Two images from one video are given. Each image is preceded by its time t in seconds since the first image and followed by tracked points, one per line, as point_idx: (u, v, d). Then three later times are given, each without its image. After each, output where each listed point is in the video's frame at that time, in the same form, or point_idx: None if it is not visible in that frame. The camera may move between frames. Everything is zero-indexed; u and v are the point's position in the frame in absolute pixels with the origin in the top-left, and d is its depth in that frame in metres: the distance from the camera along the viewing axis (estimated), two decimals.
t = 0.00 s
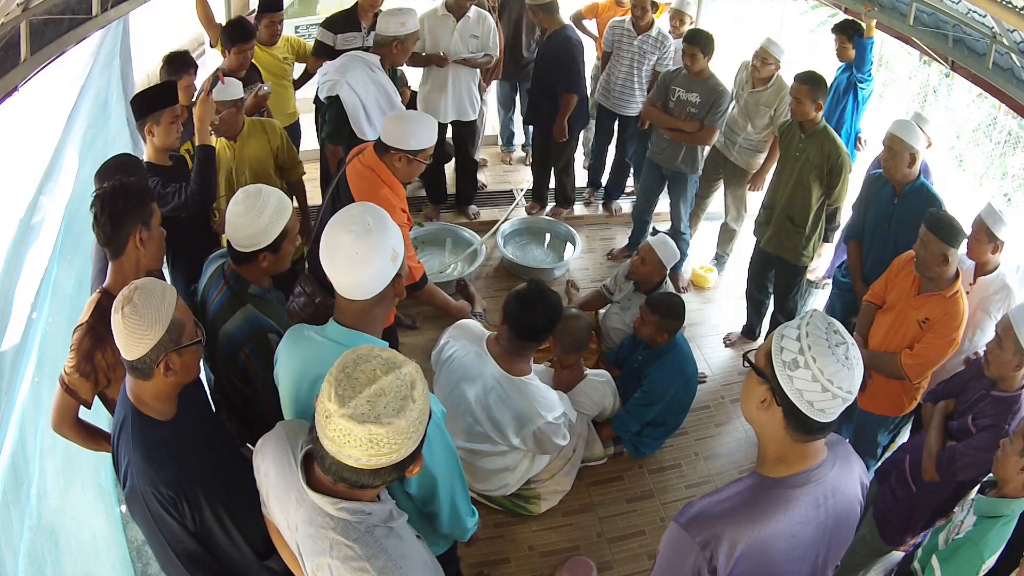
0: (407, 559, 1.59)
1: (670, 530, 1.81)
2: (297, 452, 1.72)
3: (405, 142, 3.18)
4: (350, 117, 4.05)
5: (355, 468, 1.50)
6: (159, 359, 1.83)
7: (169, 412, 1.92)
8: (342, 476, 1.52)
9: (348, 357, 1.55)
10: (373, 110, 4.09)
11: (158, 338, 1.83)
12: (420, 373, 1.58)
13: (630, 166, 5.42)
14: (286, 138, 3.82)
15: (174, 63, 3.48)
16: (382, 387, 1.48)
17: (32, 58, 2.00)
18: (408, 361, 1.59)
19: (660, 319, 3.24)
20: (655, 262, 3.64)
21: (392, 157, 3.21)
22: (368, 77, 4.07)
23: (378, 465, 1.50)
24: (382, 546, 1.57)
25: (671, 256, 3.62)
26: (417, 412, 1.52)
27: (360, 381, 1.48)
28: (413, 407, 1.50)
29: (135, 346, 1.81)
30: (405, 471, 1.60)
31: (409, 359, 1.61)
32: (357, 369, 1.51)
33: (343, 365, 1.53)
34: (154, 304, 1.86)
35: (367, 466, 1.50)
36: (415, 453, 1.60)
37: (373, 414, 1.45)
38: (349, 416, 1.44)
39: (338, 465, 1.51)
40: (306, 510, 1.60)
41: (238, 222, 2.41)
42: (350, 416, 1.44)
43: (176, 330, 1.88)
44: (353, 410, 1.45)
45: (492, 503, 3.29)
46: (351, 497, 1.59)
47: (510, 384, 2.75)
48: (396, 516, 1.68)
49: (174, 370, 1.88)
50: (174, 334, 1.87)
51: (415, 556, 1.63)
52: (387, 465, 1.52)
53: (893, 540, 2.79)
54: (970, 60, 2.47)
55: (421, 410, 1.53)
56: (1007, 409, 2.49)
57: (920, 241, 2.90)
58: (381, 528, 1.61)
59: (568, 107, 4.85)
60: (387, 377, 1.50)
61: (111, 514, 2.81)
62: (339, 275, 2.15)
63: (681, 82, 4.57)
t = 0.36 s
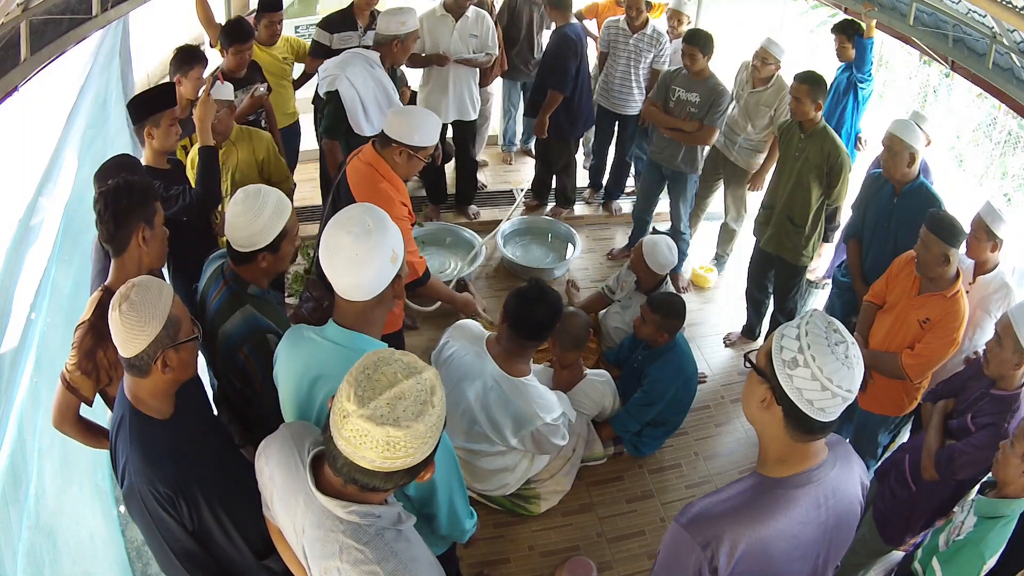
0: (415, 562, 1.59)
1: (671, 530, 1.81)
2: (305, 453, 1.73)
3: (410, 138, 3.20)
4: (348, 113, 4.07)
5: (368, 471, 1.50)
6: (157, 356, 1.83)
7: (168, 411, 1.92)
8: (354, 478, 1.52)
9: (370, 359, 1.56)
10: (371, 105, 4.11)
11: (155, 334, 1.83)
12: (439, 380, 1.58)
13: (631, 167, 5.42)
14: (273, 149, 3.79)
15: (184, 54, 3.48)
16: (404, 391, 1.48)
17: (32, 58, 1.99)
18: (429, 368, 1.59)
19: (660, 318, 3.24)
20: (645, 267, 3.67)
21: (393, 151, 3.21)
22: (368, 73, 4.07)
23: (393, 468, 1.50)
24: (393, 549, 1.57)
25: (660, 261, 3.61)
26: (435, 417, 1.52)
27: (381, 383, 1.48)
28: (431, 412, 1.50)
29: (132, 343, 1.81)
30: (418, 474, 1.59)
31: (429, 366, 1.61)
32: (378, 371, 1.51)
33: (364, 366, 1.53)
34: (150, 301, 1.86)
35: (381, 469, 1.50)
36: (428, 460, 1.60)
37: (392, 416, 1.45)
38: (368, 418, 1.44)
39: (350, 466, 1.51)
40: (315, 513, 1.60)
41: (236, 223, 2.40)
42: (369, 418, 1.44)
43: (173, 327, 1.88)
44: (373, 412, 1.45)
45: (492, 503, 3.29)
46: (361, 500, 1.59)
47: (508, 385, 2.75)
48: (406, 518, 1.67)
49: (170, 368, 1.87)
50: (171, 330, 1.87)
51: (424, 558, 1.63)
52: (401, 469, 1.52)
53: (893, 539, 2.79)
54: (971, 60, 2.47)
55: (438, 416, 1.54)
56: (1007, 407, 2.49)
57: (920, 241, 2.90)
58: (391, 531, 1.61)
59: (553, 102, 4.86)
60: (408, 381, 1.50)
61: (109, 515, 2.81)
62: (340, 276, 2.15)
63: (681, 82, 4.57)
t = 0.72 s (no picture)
0: (417, 565, 1.59)
1: (671, 530, 1.80)
2: (307, 456, 1.73)
3: (421, 137, 3.20)
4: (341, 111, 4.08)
5: (367, 471, 1.50)
6: (154, 353, 1.83)
7: (165, 409, 1.92)
8: (353, 478, 1.52)
9: (384, 359, 1.57)
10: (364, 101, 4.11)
11: (151, 332, 1.82)
12: (450, 389, 1.57)
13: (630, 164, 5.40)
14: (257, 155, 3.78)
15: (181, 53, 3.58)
16: (411, 393, 1.48)
17: (32, 58, 1.99)
18: (442, 375, 1.58)
19: (660, 318, 3.24)
20: (643, 268, 3.68)
21: (401, 150, 3.20)
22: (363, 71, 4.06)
23: (391, 471, 1.50)
24: (395, 554, 1.57)
25: (659, 260, 3.61)
26: (439, 424, 1.51)
27: (389, 383, 1.49)
28: (436, 419, 1.49)
29: (129, 341, 1.81)
30: (420, 479, 1.58)
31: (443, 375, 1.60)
32: (388, 372, 1.51)
33: (375, 366, 1.54)
34: (146, 298, 1.86)
35: (380, 470, 1.49)
36: (429, 469, 1.59)
37: (396, 417, 1.45)
38: (372, 415, 1.45)
39: (350, 466, 1.51)
40: (316, 516, 1.60)
41: (234, 225, 2.39)
42: (372, 416, 1.45)
43: (169, 324, 1.88)
44: (377, 410, 1.45)
45: (491, 503, 3.29)
46: (362, 504, 1.59)
47: (508, 385, 2.75)
48: (407, 521, 1.67)
49: (167, 365, 1.87)
50: (167, 328, 1.87)
51: (426, 562, 1.63)
52: (400, 473, 1.51)
53: (893, 540, 2.80)
54: (971, 60, 2.47)
55: (443, 424, 1.52)
56: (1006, 407, 2.49)
57: (920, 241, 2.90)
58: (392, 535, 1.60)
59: (553, 95, 4.91)
60: (417, 385, 1.50)
61: (107, 515, 2.80)
62: (341, 276, 2.15)
63: (682, 81, 4.57)
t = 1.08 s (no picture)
0: (417, 567, 1.58)
1: (675, 531, 1.80)
2: (306, 457, 1.72)
3: (416, 133, 3.21)
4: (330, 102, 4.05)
5: (366, 474, 1.50)
6: (148, 357, 1.84)
7: (159, 412, 1.91)
8: (351, 480, 1.52)
9: (383, 361, 1.57)
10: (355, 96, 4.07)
11: (144, 334, 1.84)
12: (449, 392, 1.56)
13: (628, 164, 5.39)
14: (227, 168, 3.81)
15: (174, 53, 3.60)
16: (410, 396, 1.48)
17: (32, 58, 1.99)
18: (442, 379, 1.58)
19: (660, 318, 3.24)
20: (652, 262, 3.65)
21: (400, 147, 3.21)
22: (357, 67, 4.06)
23: (390, 474, 1.49)
24: (395, 555, 1.56)
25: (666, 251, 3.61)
26: (438, 428, 1.50)
27: (388, 386, 1.48)
28: (435, 422, 1.49)
29: (122, 349, 1.81)
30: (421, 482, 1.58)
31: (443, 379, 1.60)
32: (386, 375, 1.51)
33: (374, 368, 1.53)
34: (135, 304, 1.86)
35: (378, 473, 1.49)
36: (428, 472, 1.58)
37: (394, 420, 1.45)
38: (370, 418, 1.45)
39: (348, 468, 1.51)
40: (316, 517, 1.60)
41: (231, 224, 2.39)
42: (371, 418, 1.45)
43: (161, 326, 1.89)
44: (376, 413, 1.45)
45: (491, 503, 3.29)
46: (362, 505, 1.59)
47: (508, 384, 2.75)
48: (407, 522, 1.66)
49: (161, 367, 1.88)
50: (159, 331, 1.88)
51: (426, 563, 1.63)
52: (399, 476, 1.51)
53: (893, 539, 2.80)
54: (971, 60, 2.47)
55: (442, 427, 1.52)
56: (1006, 405, 2.49)
57: (921, 241, 2.90)
58: (392, 536, 1.60)
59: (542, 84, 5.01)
60: (416, 388, 1.50)
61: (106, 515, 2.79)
62: (340, 275, 2.15)
63: (681, 81, 4.59)
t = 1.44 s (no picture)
0: (415, 568, 1.59)
1: (676, 531, 1.81)
2: (305, 459, 1.73)
3: (411, 129, 3.21)
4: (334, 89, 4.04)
5: (363, 475, 1.50)
6: (133, 382, 1.81)
7: (152, 434, 1.89)
8: (348, 482, 1.51)
9: (373, 362, 1.56)
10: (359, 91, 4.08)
11: (127, 362, 1.80)
12: (441, 390, 1.56)
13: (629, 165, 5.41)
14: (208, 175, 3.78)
15: (176, 53, 3.61)
16: (403, 396, 1.48)
17: (32, 58, 1.98)
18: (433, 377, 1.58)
19: (661, 318, 3.24)
20: (657, 260, 3.64)
21: (394, 144, 3.20)
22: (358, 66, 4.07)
23: (385, 474, 1.49)
24: (392, 556, 1.57)
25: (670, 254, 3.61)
26: (432, 426, 1.50)
27: (380, 386, 1.48)
28: (428, 421, 1.49)
29: (106, 374, 1.78)
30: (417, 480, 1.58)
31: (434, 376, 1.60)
32: (379, 376, 1.51)
33: (366, 370, 1.53)
34: (118, 328, 1.83)
35: (374, 474, 1.49)
36: (424, 472, 1.59)
37: (389, 421, 1.44)
38: (364, 420, 1.44)
39: (345, 470, 1.51)
40: (314, 519, 1.60)
41: (233, 223, 2.38)
42: (364, 421, 1.44)
43: (145, 348, 1.86)
44: (369, 415, 1.45)
45: (492, 504, 3.29)
46: (358, 506, 1.58)
47: (510, 384, 2.75)
48: (405, 523, 1.66)
49: (149, 391, 1.85)
50: (143, 353, 1.85)
51: (425, 563, 1.63)
52: (396, 476, 1.51)
53: (893, 539, 2.81)
54: (971, 60, 2.47)
55: (437, 426, 1.52)
56: (1006, 404, 2.48)
57: (922, 241, 2.90)
58: (389, 537, 1.60)
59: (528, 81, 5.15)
60: (408, 388, 1.49)
61: (103, 516, 2.78)
62: (342, 275, 2.14)
63: (680, 81, 4.61)
